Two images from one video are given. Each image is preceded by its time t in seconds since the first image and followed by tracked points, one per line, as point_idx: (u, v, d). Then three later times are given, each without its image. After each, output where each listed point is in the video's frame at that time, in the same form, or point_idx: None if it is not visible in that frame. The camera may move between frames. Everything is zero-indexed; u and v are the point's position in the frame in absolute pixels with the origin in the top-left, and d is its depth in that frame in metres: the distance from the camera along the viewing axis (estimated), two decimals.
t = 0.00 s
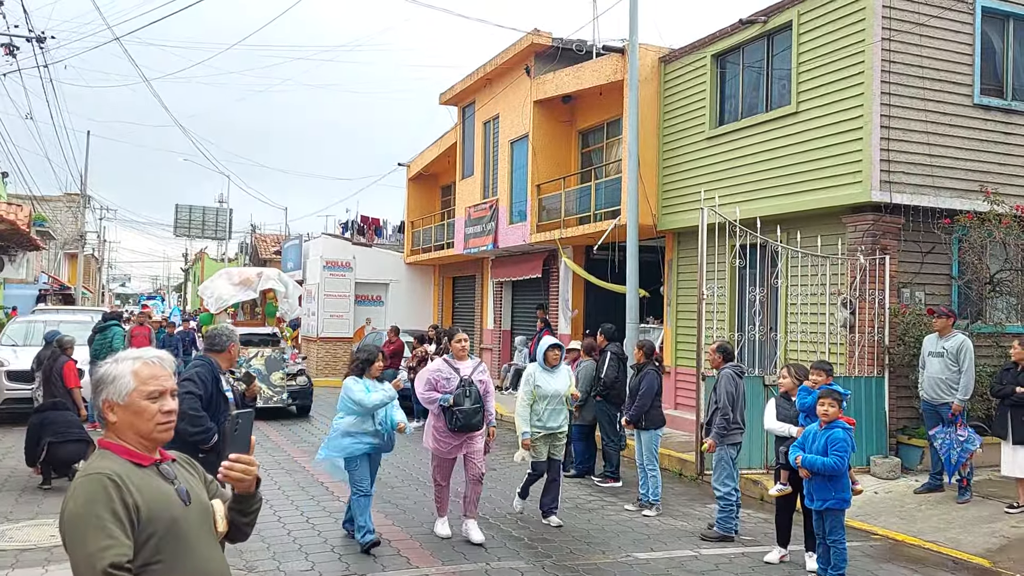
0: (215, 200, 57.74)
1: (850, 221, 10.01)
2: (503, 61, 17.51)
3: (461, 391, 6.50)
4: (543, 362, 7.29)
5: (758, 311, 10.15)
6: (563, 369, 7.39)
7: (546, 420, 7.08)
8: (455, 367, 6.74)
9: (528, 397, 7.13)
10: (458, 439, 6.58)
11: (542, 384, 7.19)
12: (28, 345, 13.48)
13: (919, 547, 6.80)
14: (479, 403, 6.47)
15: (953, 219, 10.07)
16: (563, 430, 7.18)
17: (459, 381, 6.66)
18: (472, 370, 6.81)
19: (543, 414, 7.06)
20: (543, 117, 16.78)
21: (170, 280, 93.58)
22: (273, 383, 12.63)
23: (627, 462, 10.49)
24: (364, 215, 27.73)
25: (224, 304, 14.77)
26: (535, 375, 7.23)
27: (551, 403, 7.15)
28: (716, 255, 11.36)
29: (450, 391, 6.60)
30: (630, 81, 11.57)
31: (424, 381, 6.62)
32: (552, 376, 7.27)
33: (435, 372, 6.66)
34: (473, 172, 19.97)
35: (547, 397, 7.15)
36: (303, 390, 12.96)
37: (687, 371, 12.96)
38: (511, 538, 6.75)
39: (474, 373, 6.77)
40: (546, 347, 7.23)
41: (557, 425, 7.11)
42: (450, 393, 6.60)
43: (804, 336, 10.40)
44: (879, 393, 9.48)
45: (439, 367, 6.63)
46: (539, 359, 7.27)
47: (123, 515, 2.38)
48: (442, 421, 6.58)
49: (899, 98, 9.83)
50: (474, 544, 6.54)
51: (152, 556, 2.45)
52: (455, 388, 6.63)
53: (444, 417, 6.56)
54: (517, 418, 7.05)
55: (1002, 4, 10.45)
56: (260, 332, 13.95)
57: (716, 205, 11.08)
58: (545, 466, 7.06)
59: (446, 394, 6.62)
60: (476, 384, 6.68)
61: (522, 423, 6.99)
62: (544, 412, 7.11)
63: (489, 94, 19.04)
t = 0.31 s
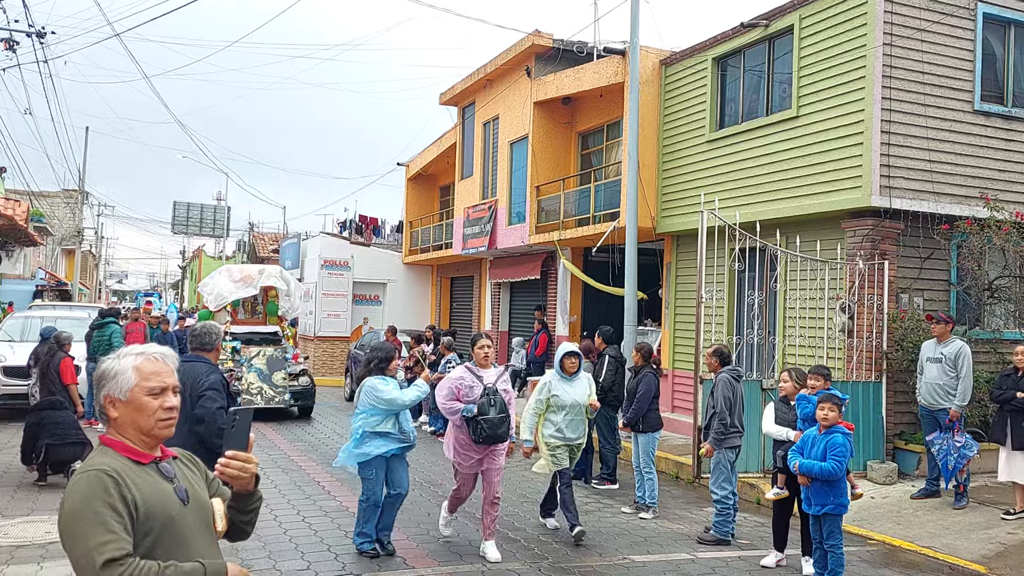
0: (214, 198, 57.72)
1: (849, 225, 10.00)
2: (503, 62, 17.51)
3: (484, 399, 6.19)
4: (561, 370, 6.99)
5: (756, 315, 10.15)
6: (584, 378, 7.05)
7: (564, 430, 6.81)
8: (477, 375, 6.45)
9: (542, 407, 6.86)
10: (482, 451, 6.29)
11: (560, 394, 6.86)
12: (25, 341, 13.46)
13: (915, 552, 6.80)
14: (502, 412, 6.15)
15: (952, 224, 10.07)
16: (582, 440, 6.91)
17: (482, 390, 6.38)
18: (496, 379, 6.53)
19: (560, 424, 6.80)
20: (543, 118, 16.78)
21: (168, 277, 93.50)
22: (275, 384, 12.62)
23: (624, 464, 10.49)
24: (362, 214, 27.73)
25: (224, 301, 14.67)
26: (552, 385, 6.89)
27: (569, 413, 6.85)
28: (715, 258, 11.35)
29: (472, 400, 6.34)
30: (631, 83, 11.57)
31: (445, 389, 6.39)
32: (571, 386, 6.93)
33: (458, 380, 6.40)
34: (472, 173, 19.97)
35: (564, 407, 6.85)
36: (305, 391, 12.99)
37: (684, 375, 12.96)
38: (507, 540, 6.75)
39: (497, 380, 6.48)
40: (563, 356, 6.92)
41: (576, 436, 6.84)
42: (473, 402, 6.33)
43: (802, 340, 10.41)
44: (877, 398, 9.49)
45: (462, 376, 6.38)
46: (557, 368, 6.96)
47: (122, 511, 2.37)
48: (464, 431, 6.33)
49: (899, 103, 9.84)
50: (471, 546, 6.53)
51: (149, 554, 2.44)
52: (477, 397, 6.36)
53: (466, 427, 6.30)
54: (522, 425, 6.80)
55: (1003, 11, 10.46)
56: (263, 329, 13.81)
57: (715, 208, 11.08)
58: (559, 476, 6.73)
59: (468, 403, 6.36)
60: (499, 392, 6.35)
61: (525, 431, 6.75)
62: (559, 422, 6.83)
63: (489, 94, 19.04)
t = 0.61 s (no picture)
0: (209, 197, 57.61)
1: (844, 229, 10.02)
2: (500, 62, 17.50)
3: (500, 406, 5.91)
4: (575, 370, 6.78)
5: (751, 317, 10.17)
6: (599, 379, 6.86)
7: (580, 432, 6.60)
8: (491, 379, 6.13)
9: (559, 408, 6.65)
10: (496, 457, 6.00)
11: (575, 394, 6.67)
12: (17, 338, 13.39)
13: (907, 555, 6.82)
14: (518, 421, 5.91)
15: (947, 229, 10.10)
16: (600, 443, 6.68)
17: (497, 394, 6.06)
18: (511, 382, 6.19)
19: (576, 425, 6.60)
20: (539, 119, 16.77)
21: (162, 275, 93.25)
22: (274, 387, 12.60)
23: (618, 466, 10.49)
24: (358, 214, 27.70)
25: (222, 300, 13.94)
26: (568, 384, 6.70)
27: (585, 414, 6.66)
28: (710, 260, 11.36)
29: (486, 405, 6.01)
30: (627, 85, 11.57)
31: (458, 394, 6.08)
32: (587, 386, 6.74)
33: (471, 384, 6.08)
34: (468, 173, 19.96)
35: (581, 407, 6.67)
36: (304, 394, 12.81)
37: (678, 377, 12.97)
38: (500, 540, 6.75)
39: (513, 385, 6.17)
40: (576, 355, 6.72)
41: (592, 438, 6.65)
42: (487, 409, 5.99)
43: (796, 343, 10.42)
44: (870, 401, 9.52)
45: (475, 380, 6.04)
46: (571, 367, 6.75)
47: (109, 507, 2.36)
48: (479, 439, 5.99)
49: (895, 107, 9.87)
50: (464, 546, 6.53)
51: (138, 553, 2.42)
52: (491, 402, 6.02)
53: (480, 435, 5.98)
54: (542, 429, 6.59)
55: (999, 16, 10.49)
56: (261, 329, 13.78)
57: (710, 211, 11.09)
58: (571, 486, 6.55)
59: (482, 408, 6.03)
60: (514, 397, 6.07)
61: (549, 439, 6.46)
62: (575, 424, 6.62)
63: (485, 95, 19.03)
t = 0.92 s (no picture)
0: (190, 197, 57.17)
1: (824, 231, 10.08)
2: (483, 63, 17.48)
3: (503, 407, 5.66)
4: (590, 381, 6.34)
5: (732, 319, 10.22)
6: (614, 390, 6.39)
7: (592, 447, 6.17)
8: (494, 381, 5.95)
9: (572, 422, 6.17)
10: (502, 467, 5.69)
11: (589, 406, 6.23)
12: None
13: (886, 555, 6.87)
14: (519, 423, 5.61)
15: (925, 231, 10.20)
16: (614, 459, 6.22)
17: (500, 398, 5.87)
18: (517, 384, 5.99)
19: (590, 440, 6.16)
20: (522, 120, 16.76)
21: (142, 275, 92.36)
22: (262, 392, 12.27)
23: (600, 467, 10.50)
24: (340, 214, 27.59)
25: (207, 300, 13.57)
26: (582, 396, 6.25)
27: (598, 428, 6.21)
28: (692, 262, 11.40)
29: (489, 409, 5.83)
30: (610, 86, 11.59)
31: (460, 398, 5.90)
32: (601, 399, 6.28)
33: (472, 388, 5.92)
34: (451, 174, 19.93)
35: (594, 421, 6.21)
36: (293, 397, 12.46)
37: (660, 378, 13.00)
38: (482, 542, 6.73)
39: (518, 386, 5.95)
40: (591, 365, 6.26)
41: (605, 454, 6.18)
42: (490, 411, 5.81)
43: (777, 344, 10.49)
44: (850, 402, 9.59)
45: (477, 383, 5.89)
46: (585, 377, 6.31)
47: (82, 502, 2.32)
48: (483, 444, 5.71)
49: (874, 111, 9.95)
50: (446, 548, 6.51)
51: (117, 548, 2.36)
52: (495, 405, 5.85)
53: (484, 440, 5.70)
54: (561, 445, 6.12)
55: (976, 20, 10.61)
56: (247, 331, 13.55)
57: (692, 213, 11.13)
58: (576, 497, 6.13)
59: (485, 411, 5.84)
60: (519, 398, 5.83)
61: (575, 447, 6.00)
62: (586, 439, 6.19)
63: (468, 95, 19.00)
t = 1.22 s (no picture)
0: (179, 197, 56.93)
1: (813, 231, 10.11)
2: (473, 63, 17.47)
3: (522, 423, 5.38)
4: (611, 380, 6.10)
5: (721, 319, 10.26)
6: (636, 390, 6.11)
7: (615, 450, 5.96)
8: (512, 394, 5.61)
9: (590, 422, 5.99)
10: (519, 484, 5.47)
11: (610, 407, 5.98)
12: None
13: (874, 553, 6.90)
14: (541, 441, 5.34)
15: (913, 231, 10.25)
16: (635, 462, 6.05)
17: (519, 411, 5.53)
18: (536, 398, 5.67)
19: (611, 442, 5.95)
20: (513, 121, 16.76)
21: (132, 276, 91.90)
22: (258, 395, 12.10)
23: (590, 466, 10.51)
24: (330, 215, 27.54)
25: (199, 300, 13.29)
26: (602, 395, 6.01)
27: (619, 431, 5.98)
28: (681, 262, 11.43)
29: (507, 424, 5.49)
30: (600, 86, 11.60)
31: (475, 409, 5.56)
32: (622, 401, 6.01)
33: (490, 399, 5.57)
34: (441, 174, 19.91)
35: (616, 422, 5.98)
36: (290, 401, 12.33)
37: (651, 378, 13.02)
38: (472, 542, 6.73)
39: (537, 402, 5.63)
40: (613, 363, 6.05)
41: (628, 456, 5.99)
42: (508, 426, 5.48)
43: (766, 344, 10.53)
44: (839, 402, 9.63)
45: (495, 395, 5.54)
46: (606, 376, 6.05)
47: (83, 496, 2.34)
48: (496, 459, 5.49)
49: (863, 112, 10.00)
50: (435, 548, 6.50)
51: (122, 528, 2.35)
52: (513, 420, 5.49)
53: (498, 454, 5.47)
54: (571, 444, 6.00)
55: (964, 21, 10.67)
56: (240, 331, 13.28)
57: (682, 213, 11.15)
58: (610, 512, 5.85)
59: (502, 426, 5.51)
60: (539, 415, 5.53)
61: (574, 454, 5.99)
62: (608, 440, 5.98)
63: (459, 96, 18.99)
